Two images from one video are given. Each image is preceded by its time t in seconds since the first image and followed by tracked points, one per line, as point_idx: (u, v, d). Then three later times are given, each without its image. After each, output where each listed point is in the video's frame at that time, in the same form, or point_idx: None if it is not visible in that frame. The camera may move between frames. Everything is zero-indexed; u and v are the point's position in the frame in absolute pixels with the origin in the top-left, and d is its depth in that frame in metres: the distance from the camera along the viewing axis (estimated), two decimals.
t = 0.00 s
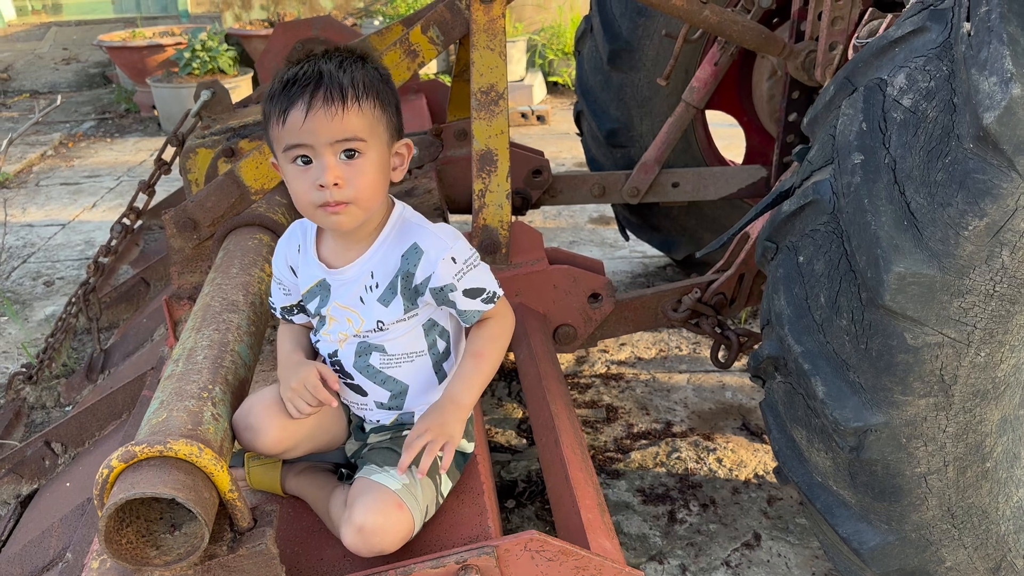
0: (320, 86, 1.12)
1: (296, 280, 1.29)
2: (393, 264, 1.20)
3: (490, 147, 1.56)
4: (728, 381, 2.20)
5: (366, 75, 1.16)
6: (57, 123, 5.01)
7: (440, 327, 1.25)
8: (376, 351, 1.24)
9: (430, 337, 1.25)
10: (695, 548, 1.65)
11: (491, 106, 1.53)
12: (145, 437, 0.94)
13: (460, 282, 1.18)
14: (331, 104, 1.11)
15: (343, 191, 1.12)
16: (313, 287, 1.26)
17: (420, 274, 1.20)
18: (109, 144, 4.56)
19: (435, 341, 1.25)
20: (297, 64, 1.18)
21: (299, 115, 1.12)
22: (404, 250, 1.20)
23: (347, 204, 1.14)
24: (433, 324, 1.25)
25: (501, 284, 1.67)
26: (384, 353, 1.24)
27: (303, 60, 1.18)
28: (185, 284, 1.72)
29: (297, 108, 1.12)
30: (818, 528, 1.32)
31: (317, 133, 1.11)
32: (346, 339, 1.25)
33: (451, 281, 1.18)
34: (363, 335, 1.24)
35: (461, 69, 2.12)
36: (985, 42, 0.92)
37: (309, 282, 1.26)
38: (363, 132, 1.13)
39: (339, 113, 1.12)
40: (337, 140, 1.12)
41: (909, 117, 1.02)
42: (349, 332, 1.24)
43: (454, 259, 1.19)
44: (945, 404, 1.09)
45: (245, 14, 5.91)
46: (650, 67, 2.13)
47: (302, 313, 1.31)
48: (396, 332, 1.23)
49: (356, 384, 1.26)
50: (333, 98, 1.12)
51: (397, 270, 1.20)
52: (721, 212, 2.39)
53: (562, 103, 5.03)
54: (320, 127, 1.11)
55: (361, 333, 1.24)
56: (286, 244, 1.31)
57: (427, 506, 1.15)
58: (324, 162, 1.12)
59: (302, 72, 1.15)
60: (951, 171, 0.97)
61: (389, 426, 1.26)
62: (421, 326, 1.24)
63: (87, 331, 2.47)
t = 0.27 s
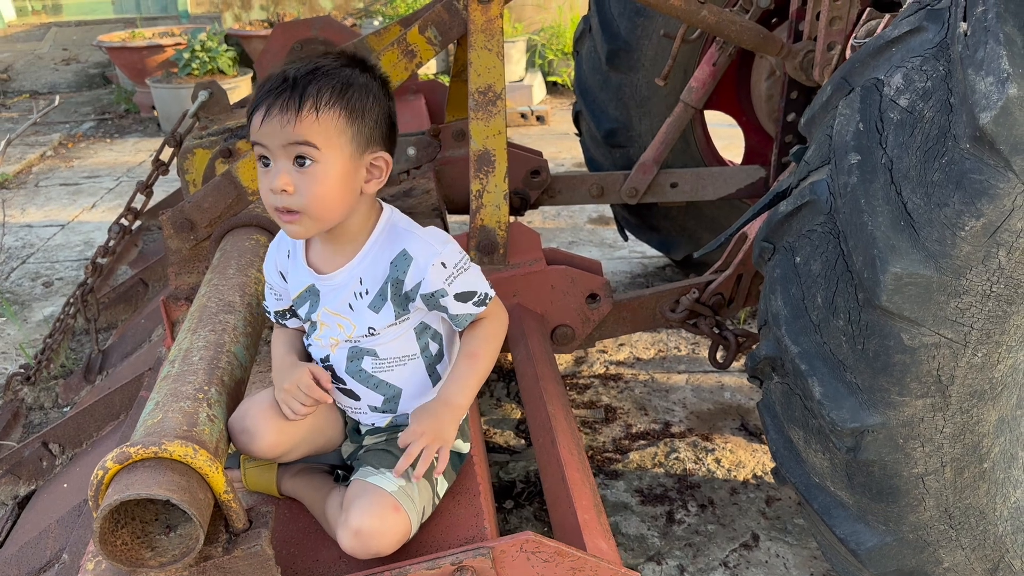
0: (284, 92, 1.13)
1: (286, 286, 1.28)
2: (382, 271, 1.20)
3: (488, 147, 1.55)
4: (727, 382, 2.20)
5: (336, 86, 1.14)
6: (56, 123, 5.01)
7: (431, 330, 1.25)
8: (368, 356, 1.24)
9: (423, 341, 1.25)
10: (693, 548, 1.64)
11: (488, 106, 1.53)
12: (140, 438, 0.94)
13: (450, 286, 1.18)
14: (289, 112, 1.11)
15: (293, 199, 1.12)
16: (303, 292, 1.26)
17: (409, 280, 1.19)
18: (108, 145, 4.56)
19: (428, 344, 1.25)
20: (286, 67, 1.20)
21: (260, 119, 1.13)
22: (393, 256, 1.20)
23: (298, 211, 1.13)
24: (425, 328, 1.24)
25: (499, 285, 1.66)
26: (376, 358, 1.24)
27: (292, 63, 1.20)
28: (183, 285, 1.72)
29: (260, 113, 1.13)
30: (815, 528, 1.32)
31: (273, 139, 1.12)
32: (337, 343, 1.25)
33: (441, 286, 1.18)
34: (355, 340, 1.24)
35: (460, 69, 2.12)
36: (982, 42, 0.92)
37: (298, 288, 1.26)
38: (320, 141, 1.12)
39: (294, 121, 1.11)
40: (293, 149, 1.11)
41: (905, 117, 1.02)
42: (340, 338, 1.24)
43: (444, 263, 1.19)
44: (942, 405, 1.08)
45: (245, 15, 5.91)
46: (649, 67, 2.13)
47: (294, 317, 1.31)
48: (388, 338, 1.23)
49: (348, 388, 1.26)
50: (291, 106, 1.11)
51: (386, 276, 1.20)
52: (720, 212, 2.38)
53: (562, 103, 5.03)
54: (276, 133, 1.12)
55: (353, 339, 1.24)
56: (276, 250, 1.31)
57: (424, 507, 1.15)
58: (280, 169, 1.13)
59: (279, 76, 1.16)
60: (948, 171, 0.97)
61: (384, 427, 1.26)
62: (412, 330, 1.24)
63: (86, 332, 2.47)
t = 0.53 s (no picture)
0: (305, 65, 1.18)
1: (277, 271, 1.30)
2: (367, 261, 1.20)
3: (487, 145, 1.55)
4: (727, 380, 2.20)
5: (356, 72, 1.20)
6: (57, 123, 5.01)
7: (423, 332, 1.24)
8: (356, 355, 1.24)
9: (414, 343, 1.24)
10: (694, 547, 1.64)
11: (488, 104, 1.53)
12: (139, 435, 0.94)
13: (428, 277, 1.15)
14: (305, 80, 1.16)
15: (286, 162, 1.14)
16: (291, 280, 1.27)
17: (391, 272, 1.18)
18: (109, 144, 4.56)
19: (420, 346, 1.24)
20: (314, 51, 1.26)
21: (277, 85, 1.17)
22: (378, 247, 1.20)
23: (287, 176, 1.14)
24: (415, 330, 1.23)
25: (499, 283, 1.66)
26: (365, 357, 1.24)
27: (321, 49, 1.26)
28: (183, 284, 1.72)
29: (279, 80, 1.18)
30: (815, 526, 1.32)
31: (283, 102, 1.15)
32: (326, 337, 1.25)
33: (419, 275, 1.15)
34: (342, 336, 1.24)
35: (460, 67, 2.12)
36: (982, 39, 0.92)
37: (288, 274, 1.27)
38: (327, 114, 1.15)
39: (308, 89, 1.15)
40: (300, 115, 1.15)
41: (905, 114, 1.02)
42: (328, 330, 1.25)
43: (426, 255, 1.17)
44: (941, 402, 1.08)
45: (245, 14, 5.91)
46: (649, 65, 2.13)
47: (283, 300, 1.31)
48: (373, 336, 1.23)
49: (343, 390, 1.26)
50: (309, 76, 1.16)
51: (370, 267, 1.19)
52: (720, 211, 2.38)
53: (563, 102, 5.03)
54: (288, 97, 1.15)
55: (340, 334, 1.24)
56: (271, 234, 1.33)
57: (423, 502, 1.15)
58: (282, 131, 1.15)
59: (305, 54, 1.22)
60: (948, 168, 0.97)
61: (381, 425, 1.24)
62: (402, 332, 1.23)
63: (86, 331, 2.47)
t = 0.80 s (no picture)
0: (332, 51, 1.19)
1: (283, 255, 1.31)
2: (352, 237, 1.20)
3: (489, 145, 1.55)
4: (729, 380, 2.20)
5: (381, 64, 1.21)
6: (58, 122, 5.02)
7: (410, 326, 1.22)
8: (349, 354, 1.24)
9: (400, 336, 1.22)
10: (695, 546, 1.64)
11: (490, 103, 1.53)
12: (142, 435, 0.94)
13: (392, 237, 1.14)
14: (329, 62, 1.17)
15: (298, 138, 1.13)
16: (291, 263, 1.28)
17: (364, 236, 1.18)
18: (110, 144, 4.57)
19: (407, 340, 1.22)
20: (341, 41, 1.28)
21: (301, 65, 1.19)
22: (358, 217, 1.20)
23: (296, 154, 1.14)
24: (401, 323, 1.22)
25: (501, 282, 1.67)
26: (356, 355, 1.23)
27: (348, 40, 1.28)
28: (184, 283, 1.72)
29: (304, 61, 1.19)
30: (817, 525, 1.32)
31: (306, 81, 1.17)
32: (320, 327, 1.27)
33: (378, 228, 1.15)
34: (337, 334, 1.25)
35: (461, 66, 2.12)
36: (984, 38, 0.92)
37: (290, 258, 1.29)
38: (346, 98, 1.16)
39: (332, 71, 1.16)
40: (320, 96, 1.15)
41: (908, 114, 1.02)
42: (324, 319, 1.25)
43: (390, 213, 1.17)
44: (944, 402, 1.08)
45: (246, 13, 5.91)
46: (651, 64, 2.13)
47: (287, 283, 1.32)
48: (362, 332, 1.22)
49: (340, 383, 1.26)
50: (334, 59, 1.17)
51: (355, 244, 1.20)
52: (722, 211, 2.38)
53: (564, 101, 5.03)
54: (310, 78, 1.16)
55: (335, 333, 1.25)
56: (285, 222, 1.34)
57: (419, 509, 1.15)
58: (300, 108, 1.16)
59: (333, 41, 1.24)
60: (951, 167, 0.97)
61: (378, 429, 1.25)
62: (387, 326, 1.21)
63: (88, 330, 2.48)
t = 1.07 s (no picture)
0: (346, 49, 1.19)
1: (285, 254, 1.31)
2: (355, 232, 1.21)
3: (492, 144, 1.55)
4: (731, 379, 2.19)
5: (394, 65, 1.21)
6: (61, 121, 5.02)
7: (410, 319, 1.24)
8: (353, 350, 1.24)
9: (401, 329, 1.23)
10: (698, 546, 1.64)
11: (492, 103, 1.53)
12: (144, 434, 0.94)
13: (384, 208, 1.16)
14: (343, 60, 1.17)
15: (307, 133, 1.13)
16: (294, 263, 1.28)
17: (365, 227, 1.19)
18: (112, 142, 4.57)
19: (408, 333, 1.24)
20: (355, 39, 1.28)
21: (314, 61, 1.19)
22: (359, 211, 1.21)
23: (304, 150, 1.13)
24: (401, 316, 1.23)
25: (503, 282, 1.67)
26: (360, 351, 1.24)
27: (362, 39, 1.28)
28: (186, 282, 1.72)
29: (318, 57, 1.19)
30: (820, 526, 1.31)
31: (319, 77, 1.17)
32: (324, 326, 1.27)
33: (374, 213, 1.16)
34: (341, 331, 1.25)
35: (464, 66, 2.11)
36: (988, 38, 0.91)
37: (292, 257, 1.29)
38: (357, 97, 1.16)
39: (345, 69, 1.16)
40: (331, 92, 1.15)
41: (911, 113, 1.01)
42: (327, 316, 1.26)
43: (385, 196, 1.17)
44: (947, 402, 1.08)
45: (248, 12, 5.91)
46: (653, 63, 2.12)
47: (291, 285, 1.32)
48: (365, 326, 1.23)
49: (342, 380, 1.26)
50: (349, 57, 1.18)
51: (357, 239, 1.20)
52: (724, 210, 2.38)
53: (566, 101, 5.03)
54: (323, 74, 1.16)
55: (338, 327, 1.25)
56: (284, 221, 1.34)
57: (423, 506, 1.15)
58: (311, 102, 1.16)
59: (348, 39, 1.24)
60: (954, 167, 0.96)
61: (380, 426, 1.25)
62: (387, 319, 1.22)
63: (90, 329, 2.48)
